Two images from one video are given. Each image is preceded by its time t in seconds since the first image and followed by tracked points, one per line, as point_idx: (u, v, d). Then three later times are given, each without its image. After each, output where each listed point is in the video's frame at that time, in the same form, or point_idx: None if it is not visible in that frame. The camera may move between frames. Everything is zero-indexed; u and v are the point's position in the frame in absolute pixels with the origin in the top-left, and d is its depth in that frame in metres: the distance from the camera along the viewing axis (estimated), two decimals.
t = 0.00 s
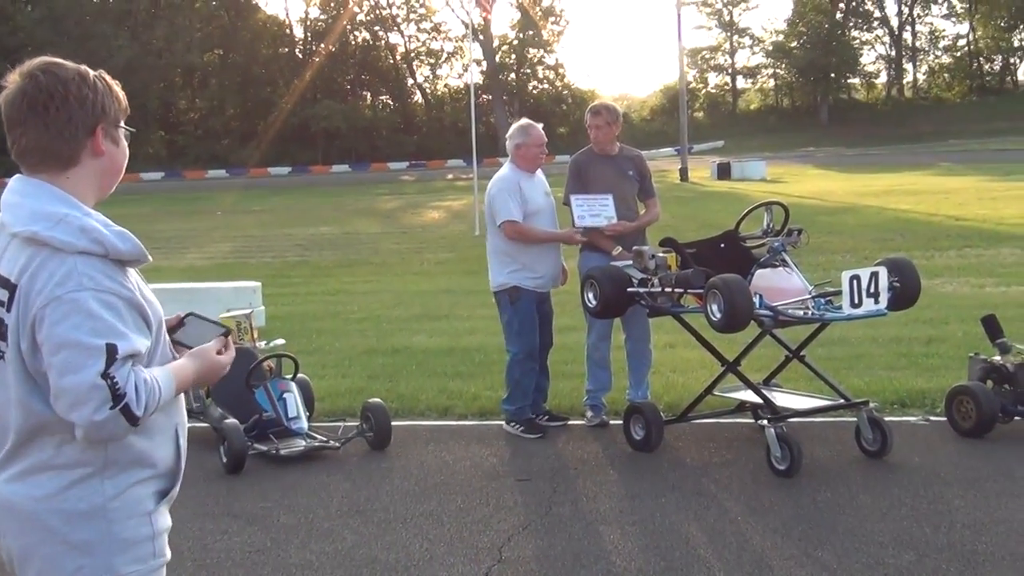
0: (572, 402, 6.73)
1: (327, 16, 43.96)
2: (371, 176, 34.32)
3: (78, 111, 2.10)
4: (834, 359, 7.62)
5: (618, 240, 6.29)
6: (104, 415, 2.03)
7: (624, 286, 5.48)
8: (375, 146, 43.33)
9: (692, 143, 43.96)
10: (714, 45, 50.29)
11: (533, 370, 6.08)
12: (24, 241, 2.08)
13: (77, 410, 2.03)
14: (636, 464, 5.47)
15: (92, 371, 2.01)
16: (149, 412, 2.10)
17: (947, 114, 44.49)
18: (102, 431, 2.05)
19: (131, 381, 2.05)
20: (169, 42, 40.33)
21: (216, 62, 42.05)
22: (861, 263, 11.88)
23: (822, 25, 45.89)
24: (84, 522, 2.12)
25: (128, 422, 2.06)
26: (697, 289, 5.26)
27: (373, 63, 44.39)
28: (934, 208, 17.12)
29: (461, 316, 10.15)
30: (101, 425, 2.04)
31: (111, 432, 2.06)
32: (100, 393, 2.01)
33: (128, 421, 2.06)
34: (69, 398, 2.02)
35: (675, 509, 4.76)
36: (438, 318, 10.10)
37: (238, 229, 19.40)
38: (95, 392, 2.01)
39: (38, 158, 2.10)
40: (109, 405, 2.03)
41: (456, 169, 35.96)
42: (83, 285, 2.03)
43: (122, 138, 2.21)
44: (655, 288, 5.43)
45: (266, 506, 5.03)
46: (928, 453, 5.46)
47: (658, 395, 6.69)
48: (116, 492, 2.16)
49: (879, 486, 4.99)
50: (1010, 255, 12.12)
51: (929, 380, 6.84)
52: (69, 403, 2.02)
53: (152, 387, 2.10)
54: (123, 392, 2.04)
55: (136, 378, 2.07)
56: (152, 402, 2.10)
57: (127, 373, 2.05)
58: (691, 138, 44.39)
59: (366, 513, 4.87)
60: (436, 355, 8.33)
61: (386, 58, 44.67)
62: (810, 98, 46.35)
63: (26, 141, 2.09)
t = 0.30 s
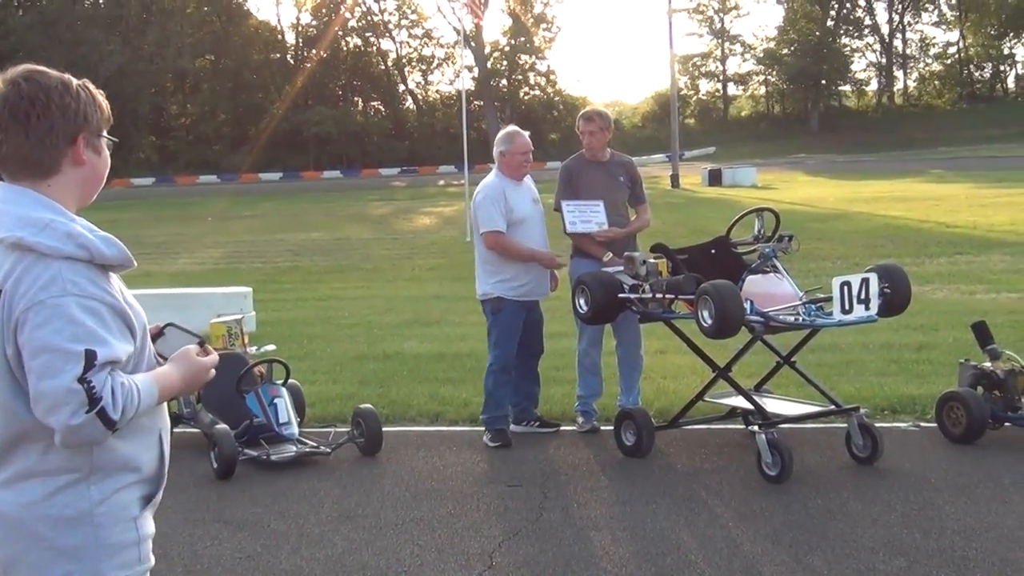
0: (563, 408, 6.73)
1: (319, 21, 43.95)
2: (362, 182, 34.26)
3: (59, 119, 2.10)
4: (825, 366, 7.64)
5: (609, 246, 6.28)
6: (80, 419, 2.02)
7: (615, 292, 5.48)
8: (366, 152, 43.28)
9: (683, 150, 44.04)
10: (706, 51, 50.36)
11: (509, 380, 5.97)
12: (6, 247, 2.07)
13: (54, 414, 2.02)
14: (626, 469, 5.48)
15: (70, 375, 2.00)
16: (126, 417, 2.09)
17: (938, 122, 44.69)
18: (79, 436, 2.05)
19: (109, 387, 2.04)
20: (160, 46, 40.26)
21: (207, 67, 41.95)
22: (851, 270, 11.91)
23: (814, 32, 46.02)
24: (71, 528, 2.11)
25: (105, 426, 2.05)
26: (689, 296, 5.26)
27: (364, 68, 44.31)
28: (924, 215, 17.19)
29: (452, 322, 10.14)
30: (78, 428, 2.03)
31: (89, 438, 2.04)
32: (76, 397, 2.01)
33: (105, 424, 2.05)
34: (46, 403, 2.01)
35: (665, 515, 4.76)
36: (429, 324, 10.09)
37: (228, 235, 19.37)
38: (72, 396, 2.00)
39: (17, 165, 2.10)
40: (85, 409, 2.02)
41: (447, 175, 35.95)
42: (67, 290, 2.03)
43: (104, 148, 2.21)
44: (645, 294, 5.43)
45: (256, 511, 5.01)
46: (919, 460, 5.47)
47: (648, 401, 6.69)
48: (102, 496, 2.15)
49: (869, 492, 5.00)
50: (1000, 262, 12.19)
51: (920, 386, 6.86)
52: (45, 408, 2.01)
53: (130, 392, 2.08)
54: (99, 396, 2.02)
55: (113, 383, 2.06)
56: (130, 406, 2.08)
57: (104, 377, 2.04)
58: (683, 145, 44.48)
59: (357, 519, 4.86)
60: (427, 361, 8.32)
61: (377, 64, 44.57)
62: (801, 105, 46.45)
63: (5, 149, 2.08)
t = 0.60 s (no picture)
0: (562, 417, 6.72)
1: (318, 30, 44.10)
2: (360, 190, 34.34)
3: (54, 128, 2.10)
4: (823, 376, 7.64)
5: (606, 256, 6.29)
6: (68, 425, 2.02)
7: (614, 302, 5.47)
8: (365, 160, 43.40)
9: (681, 159, 44.18)
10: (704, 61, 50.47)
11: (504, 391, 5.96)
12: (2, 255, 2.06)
13: (43, 420, 2.01)
14: (624, 479, 5.47)
15: (59, 382, 2.00)
16: (115, 424, 2.07)
17: (935, 132, 44.85)
18: (68, 442, 2.04)
19: (98, 394, 2.03)
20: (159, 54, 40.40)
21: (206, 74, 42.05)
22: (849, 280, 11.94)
23: (811, 42, 46.17)
24: (70, 534, 2.10)
25: (93, 434, 2.04)
26: (687, 305, 5.25)
27: (363, 77, 44.35)
28: (922, 225, 17.22)
29: (450, 330, 10.15)
30: (67, 434, 2.02)
31: (78, 443, 2.04)
32: (65, 403, 2.00)
33: (93, 431, 2.04)
34: (36, 408, 2.01)
35: (663, 525, 4.75)
36: (429, 332, 10.08)
37: (226, 243, 19.38)
38: (61, 401, 2.00)
39: (12, 173, 2.10)
40: (74, 415, 2.01)
41: (445, 184, 36.04)
42: (60, 298, 2.03)
43: (100, 157, 2.22)
44: (644, 303, 5.43)
45: (254, 519, 5.00)
46: (916, 469, 5.48)
47: (646, 411, 6.69)
48: (102, 502, 2.15)
49: (866, 502, 5.00)
50: (998, 272, 12.21)
51: (918, 397, 6.87)
52: (36, 412, 2.01)
53: (119, 399, 2.08)
54: (88, 403, 2.02)
55: (103, 391, 2.05)
56: (118, 415, 2.07)
57: (93, 385, 2.03)
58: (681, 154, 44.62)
59: (354, 527, 4.85)
60: (425, 369, 8.33)
61: (376, 72, 44.62)
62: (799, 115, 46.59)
63: None
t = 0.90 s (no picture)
0: (562, 421, 6.71)
1: (319, 32, 43.92)
2: (361, 193, 34.34)
3: (51, 129, 2.10)
4: (824, 380, 7.63)
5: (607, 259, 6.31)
6: (79, 424, 2.02)
7: (615, 304, 5.48)
8: (365, 163, 43.43)
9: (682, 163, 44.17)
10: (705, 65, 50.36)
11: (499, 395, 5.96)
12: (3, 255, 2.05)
13: (53, 420, 2.01)
14: (625, 483, 5.47)
15: (69, 382, 2.00)
16: (124, 422, 2.10)
17: (936, 137, 44.85)
18: (75, 443, 2.04)
19: (107, 394, 2.05)
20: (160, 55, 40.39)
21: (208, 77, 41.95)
22: (850, 285, 11.93)
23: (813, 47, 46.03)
24: (70, 535, 2.10)
25: (103, 432, 2.05)
26: (688, 308, 5.26)
27: (365, 80, 44.16)
28: (923, 230, 17.22)
29: (451, 333, 10.15)
30: (78, 434, 2.02)
31: (86, 444, 2.04)
32: (76, 403, 2.00)
33: (103, 430, 2.05)
34: (45, 409, 2.00)
35: (664, 529, 4.75)
36: (429, 334, 10.08)
37: (226, 244, 19.40)
38: (72, 402, 2.00)
39: (9, 175, 2.10)
40: (84, 415, 2.02)
41: (446, 186, 36.01)
42: (65, 299, 2.03)
43: (95, 159, 2.23)
44: (645, 306, 5.43)
45: (254, 521, 5.00)
46: (917, 475, 5.47)
47: (646, 415, 6.68)
48: (102, 503, 2.16)
49: (866, 507, 5.00)
50: (999, 278, 12.21)
51: (918, 402, 6.86)
52: (44, 413, 2.01)
53: (125, 398, 2.10)
54: (98, 402, 2.03)
55: (111, 390, 2.06)
56: (125, 412, 2.09)
57: (102, 385, 2.05)
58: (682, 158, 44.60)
59: (354, 529, 4.84)
60: (425, 372, 8.33)
61: (377, 75, 44.44)
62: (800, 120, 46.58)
63: None
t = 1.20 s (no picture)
0: (563, 421, 6.71)
1: (320, 32, 43.69)
2: (363, 193, 34.36)
3: (54, 126, 2.10)
4: (825, 381, 7.62)
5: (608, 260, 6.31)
6: (87, 421, 2.03)
7: (616, 305, 5.47)
8: (366, 163, 43.48)
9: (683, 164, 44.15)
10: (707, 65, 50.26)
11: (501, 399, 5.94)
12: (10, 250, 2.05)
13: (61, 416, 2.01)
14: (626, 484, 5.46)
15: (79, 377, 2.01)
16: (130, 419, 2.11)
17: (937, 138, 44.86)
18: (82, 439, 2.04)
19: (114, 390, 2.06)
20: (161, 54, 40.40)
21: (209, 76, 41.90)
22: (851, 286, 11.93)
23: (814, 49, 45.93)
24: (70, 534, 2.10)
25: (110, 429, 2.07)
26: (690, 309, 5.25)
27: (365, 80, 44.06)
28: (924, 232, 17.21)
29: (451, 333, 10.14)
30: (85, 430, 2.03)
31: (92, 440, 2.05)
32: (85, 399, 2.01)
33: (110, 427, 2.06)
34: (52, 405, 2.00)
35: (664, 530, 4.74)
36: (430, 335, 10.08)
37: (227, 244, 19.40)
38: (81, 397, 2.01)
39: (13, 173, 2.10)
40: (93, 411, 2.03)
41: (448, 186, 36.01)
42: (73, 295, 2.03)
43: (94, 155, 2.23)
44: (646, 308, 5.42)
45: (255, 521, 5.00)
46: (918, 476, 5.47)
47: (648, 416, 6.67)
48: (101, 503, 2.16)
49: (868, 509, 4.99)
50: (1000, 279, 12.20)
51: (919, 403, 6.85)
52: (53, 409, 2.01)
53: (131, 396, 2.11)
54: (106, 399, 2.04)
55: (117, 387, 2.08)
56: (131, 408, 2.11)
57: (110, 381, 2.06)
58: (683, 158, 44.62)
59: (355, 530, 4.84)
60: (427, 372, 8.33)
61: (378, 75, 44.31)
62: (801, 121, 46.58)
63: None
